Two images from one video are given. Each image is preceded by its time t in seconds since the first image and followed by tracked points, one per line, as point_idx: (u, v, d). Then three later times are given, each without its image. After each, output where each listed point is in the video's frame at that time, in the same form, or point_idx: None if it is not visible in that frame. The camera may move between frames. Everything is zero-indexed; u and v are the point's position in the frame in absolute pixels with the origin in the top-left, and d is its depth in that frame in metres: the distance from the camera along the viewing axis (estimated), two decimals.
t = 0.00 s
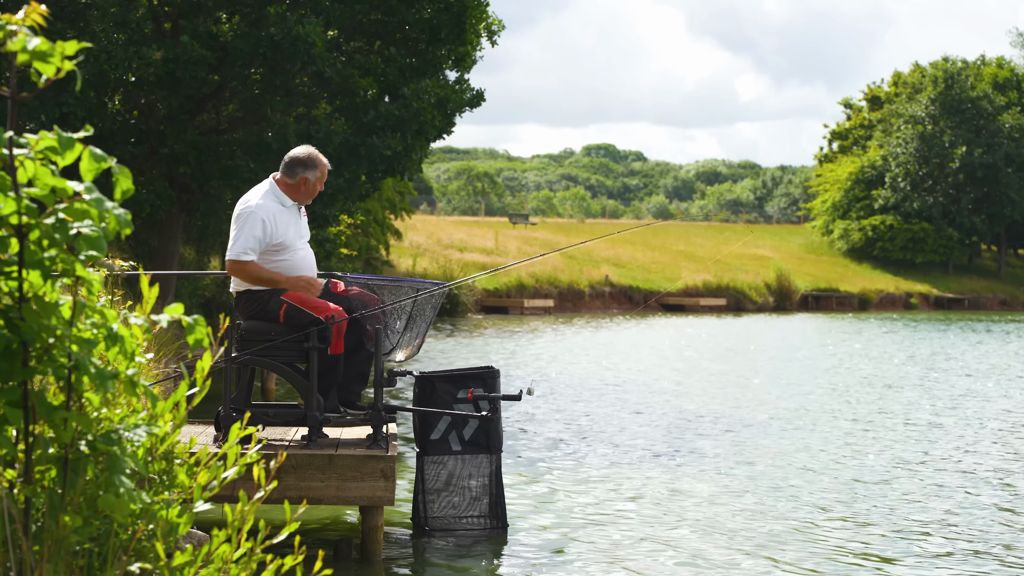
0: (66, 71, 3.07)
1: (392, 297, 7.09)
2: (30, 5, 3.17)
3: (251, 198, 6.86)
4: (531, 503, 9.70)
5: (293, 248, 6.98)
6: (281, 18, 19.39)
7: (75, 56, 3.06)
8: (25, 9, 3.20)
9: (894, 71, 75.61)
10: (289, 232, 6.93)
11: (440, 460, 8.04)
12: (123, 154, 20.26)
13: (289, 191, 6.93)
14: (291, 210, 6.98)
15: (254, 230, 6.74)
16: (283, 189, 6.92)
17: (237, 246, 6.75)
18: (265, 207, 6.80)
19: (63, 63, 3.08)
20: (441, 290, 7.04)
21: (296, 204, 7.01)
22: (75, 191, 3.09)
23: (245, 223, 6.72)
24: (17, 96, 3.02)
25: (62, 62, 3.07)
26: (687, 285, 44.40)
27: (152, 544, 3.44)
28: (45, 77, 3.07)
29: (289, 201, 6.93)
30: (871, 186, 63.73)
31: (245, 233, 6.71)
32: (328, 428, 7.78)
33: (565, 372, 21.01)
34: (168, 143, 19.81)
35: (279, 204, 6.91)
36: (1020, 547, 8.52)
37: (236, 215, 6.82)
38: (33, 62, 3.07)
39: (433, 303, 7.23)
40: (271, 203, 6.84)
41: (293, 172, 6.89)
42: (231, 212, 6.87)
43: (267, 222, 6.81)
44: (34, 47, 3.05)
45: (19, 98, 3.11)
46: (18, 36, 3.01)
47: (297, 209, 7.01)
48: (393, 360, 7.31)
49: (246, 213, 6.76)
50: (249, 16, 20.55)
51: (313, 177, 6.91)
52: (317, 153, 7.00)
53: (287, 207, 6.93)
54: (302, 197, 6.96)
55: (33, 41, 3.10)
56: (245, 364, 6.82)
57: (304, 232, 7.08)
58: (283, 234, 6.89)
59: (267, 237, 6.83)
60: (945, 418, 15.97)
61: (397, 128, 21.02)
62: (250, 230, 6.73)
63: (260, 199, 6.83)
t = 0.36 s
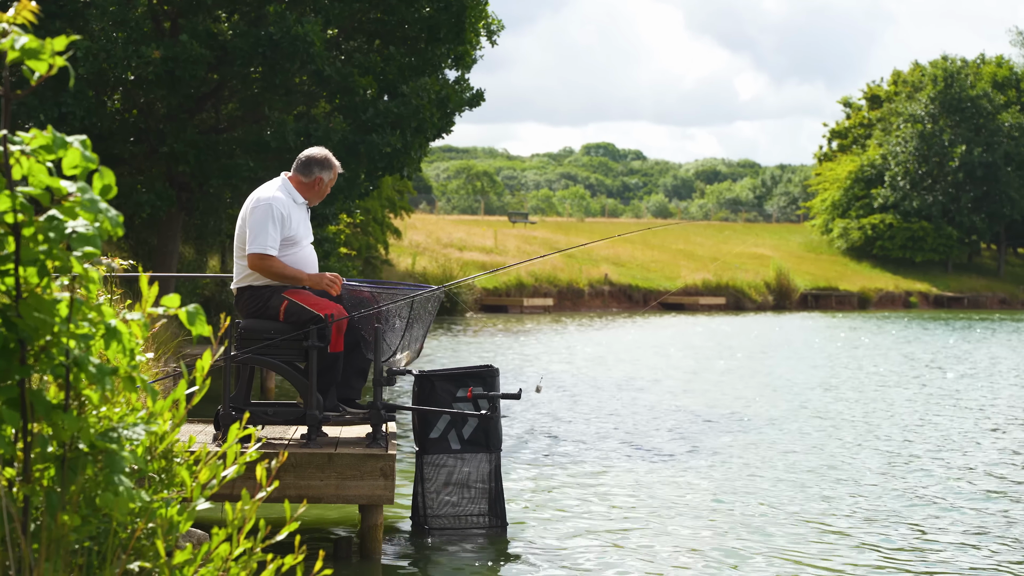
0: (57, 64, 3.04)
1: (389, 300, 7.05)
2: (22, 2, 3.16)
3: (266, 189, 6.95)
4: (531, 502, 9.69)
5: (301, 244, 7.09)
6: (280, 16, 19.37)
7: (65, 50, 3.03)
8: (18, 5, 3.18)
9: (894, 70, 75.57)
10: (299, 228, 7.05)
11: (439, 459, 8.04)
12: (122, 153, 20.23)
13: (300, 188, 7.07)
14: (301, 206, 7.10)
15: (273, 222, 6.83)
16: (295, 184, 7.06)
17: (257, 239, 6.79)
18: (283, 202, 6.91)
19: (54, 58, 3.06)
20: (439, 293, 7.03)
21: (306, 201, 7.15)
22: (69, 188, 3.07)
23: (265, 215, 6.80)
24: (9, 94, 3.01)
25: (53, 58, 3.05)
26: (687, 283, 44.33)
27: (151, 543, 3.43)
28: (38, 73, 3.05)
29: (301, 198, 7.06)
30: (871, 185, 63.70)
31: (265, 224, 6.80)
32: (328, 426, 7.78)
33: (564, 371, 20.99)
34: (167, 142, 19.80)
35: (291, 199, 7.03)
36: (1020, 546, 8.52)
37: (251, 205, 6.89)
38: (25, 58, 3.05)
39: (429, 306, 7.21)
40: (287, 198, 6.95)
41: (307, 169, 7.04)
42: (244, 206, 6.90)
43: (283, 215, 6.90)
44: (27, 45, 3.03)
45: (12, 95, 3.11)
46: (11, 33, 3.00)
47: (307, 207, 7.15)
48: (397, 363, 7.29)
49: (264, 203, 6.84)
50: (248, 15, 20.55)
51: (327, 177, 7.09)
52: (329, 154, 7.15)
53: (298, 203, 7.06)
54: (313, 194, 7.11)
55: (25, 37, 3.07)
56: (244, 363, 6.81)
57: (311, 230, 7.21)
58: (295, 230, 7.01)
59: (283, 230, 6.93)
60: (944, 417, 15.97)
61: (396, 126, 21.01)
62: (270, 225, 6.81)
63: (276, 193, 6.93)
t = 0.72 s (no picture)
0: (56, 62, 3.03)
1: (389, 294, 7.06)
2: None
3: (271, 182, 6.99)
4: (531, 499, 9.68)
5: (302, 239, 7.06)
6: (280, 13, 19.34)
7: (65, 47, 3.03)
8: (19, 3, 3.18)
9: (894, 66, 75.54)
10: (300, 223, 7.04)
11: (439, 456, 8.04)
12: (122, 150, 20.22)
13: (305, 184, 7.09)
14: (305, 203, 7.10)
15: (272, 210, 6.84)
16: (300, 180, 7.09)
17: (252, 221, 6.77)
18: (285, 192, 6.93)
19: (54, 56, 3.05)
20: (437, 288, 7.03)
21: (312, 198, 7.16)
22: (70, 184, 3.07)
23: (263, 201, 6.82)
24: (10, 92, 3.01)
25: (52, 54, 3.04)
26: (687, 281, 44.31)
27: (151, 539, 3.42)
28: (39, 69, 3.05)
29: (306, 193, 7.08)
30: (870, 182, 63.68)
31: (264, 212, 6.81)
32: (328, 423, 7.78)
33: (564, 368, 20.98)
34: (167, 139, 19.78)
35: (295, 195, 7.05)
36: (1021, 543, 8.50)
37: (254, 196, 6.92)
38: (24, 55, 3.05)
39: (428, 302, 7.21)
40: (290, 190, 6.97)
41: (311, 165, 7.06)
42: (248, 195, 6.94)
43: (284, 206, 6.91)
44: (27, 42, 3.02)
45: (13, 92, 3.10)
46: (11, 32, 3.00)
47: (312, 204, 7.15)
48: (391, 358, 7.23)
49: (266, 192, 6.87)
50: (248, 12, 20.51)
51: (332, 175, 7.08)
52: (336, 153, 7.17)
53: (301, 198, 7.07)
54: (318, 191, 7.11)
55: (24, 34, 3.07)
56: (245, 360, 6.81)
57: (313, 228, 7.18)
58: (295, 221, 6.99)
59: (282, 221, 6.93)
60: (945, 414, 15.95)
61: (396, 124, 20.99)
62: (267, 210, 6.83)
63: (280, 184, 6.96)
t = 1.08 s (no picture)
0: (51, 59, 3.03)
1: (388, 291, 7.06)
2: None
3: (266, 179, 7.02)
4: (530, 494, 9.71)
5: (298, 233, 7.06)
6: (279, 9, 19.34)
7: (59, 44, 3.02)
8: None
9: (894, 63, 75.54)
10: (296, 215, 7.03)
11: (439, 452, 8.03)
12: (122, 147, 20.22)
13: (301, 179, 7.10)
14: (301, 198, 7.10)
15: (265, 204, 6.86)
16: (296, 175, 7.10)
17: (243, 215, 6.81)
18: (278, 187, 6.94)
19: (49, 53, 3.04)
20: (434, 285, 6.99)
21: (308, 195, 7.16)
22: (66, 180, 3.06)
23: (256, 196, 6.85)
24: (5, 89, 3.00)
25: (47, 51, 3.03)
26: (687, 277, 44.31)
27: (150, 536, 3.42)
28: (32, 67, 3.04)
29: (302, 189, 7.08)
30: (870, 178, 63.69)
31: (256, 205, 6.83)
32: (327, 419, 7.79)
33: (563, 365, 21.00)
34: (167, 135, 19.77)
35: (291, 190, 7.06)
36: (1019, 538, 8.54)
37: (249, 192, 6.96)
38: (19, 54, 3.04)
39: (427, 299, 7.18)
40: (284, 185, 6.98)
41: (306, 159, 7.08)
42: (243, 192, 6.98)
43: (277, 200, 6.93)
44: (21, 37, 3.01)
45: (8, 89, 3.09)
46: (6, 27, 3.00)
47: (309, 201, 7.15)
48: (392, 355, 7.26)
49: (259, 187, 6.90)
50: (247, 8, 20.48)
51: (326, 171, 7.07)
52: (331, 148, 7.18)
53: (297, 193, 7.07)
54: (313, 187, 7.11)
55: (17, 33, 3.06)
56: (244, 356, 6.82)
57: (310, 225, 7.16)
58: (290, 216, 6.98)
59: (276, 215, 6.93)
60: (943, 409, 15.99)
61: (396, 121, 20.98)
62: (260, 204, 6.85)
63: (275, 180, 6.99)
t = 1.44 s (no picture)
0: (50, 56, 3.01)
1: (388, 289, 7.03)
2: None
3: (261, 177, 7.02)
4: (530, 491, 9.71)
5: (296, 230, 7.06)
6: (280, 6, 19.31)
7: (59, 40, 3.00)
8: None
9: (894, 60, 75.51)
10: (294, 212, 7.03)
11: (438, 449, 8.04)
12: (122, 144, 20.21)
13: (297, 175, 7.09)
14: (297, 194, 7.10)
15: (261, 201, 6.85)
16: (291, 172, 7.10)
17: (243, 215, 6.82)
18: (275, 184, 6.94)
19: (49, 50, 3.02)
20: (435, 283, 6.96)
21: (304, 191, 7.15)
22: (63, 179, 3.05)
23: (253, 194, 6.85)
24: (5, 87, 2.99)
25: (48, 49, 3.01)
26: (687, 274, 44.29)
27: (150, 534, 3.42)
28: (32, 64, 3.02)
29: (298, 186, 7.08)
30: (870, 175, 63.70)
31: (253, 204, 6.83)
32: (328, 417, 7.79)
33: (563, 362, 21.01)
34: (167, 133, 19.75)
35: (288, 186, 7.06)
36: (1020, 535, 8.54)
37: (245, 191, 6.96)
38: (20, 50, 3.02)
39: (428, 296, 7.15)
40: (280, 183, 6.98)
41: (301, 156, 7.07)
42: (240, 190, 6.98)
43: (274, 197, 6.92)
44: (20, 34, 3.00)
45: (7, 86, 3.08)
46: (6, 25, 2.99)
47: (306, 197, 7.16)
48: (392, 352, 7.25)
49: (254, 185, 6.89)
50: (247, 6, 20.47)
51: (322, 167, 7.06)
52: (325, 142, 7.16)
53: (293, 189, 7.07)
54: (309, 182, 7.10)
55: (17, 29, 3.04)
56: (244, 353, 6.81)
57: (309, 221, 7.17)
58: (288, 213, 6.98)
59: (274, 212, 6.92)
60: (943, 407, 15.99)
61: (396, 118, 20.98)
62: (258, 202, 6.85)
63: (271, 177, 6.99)
